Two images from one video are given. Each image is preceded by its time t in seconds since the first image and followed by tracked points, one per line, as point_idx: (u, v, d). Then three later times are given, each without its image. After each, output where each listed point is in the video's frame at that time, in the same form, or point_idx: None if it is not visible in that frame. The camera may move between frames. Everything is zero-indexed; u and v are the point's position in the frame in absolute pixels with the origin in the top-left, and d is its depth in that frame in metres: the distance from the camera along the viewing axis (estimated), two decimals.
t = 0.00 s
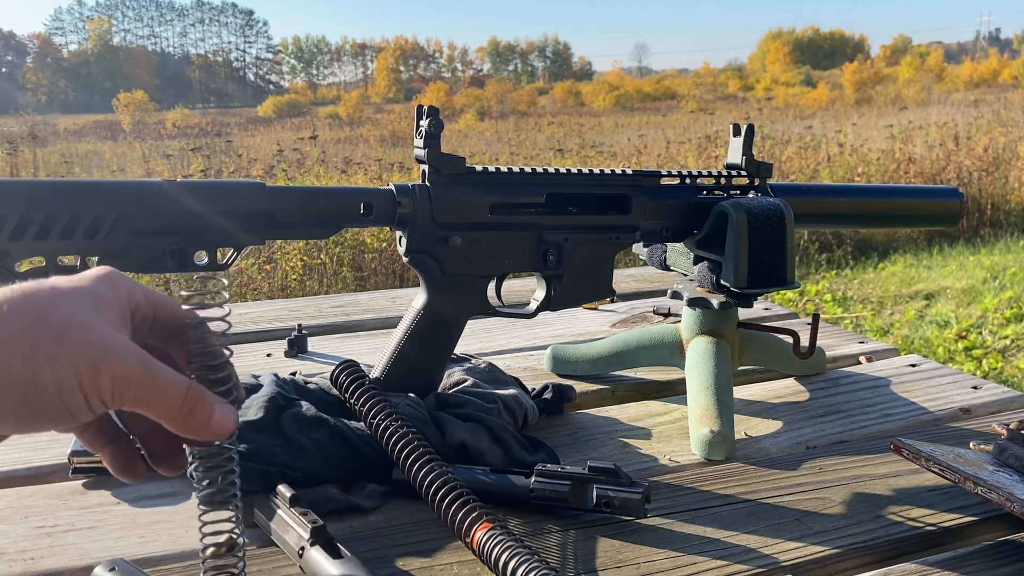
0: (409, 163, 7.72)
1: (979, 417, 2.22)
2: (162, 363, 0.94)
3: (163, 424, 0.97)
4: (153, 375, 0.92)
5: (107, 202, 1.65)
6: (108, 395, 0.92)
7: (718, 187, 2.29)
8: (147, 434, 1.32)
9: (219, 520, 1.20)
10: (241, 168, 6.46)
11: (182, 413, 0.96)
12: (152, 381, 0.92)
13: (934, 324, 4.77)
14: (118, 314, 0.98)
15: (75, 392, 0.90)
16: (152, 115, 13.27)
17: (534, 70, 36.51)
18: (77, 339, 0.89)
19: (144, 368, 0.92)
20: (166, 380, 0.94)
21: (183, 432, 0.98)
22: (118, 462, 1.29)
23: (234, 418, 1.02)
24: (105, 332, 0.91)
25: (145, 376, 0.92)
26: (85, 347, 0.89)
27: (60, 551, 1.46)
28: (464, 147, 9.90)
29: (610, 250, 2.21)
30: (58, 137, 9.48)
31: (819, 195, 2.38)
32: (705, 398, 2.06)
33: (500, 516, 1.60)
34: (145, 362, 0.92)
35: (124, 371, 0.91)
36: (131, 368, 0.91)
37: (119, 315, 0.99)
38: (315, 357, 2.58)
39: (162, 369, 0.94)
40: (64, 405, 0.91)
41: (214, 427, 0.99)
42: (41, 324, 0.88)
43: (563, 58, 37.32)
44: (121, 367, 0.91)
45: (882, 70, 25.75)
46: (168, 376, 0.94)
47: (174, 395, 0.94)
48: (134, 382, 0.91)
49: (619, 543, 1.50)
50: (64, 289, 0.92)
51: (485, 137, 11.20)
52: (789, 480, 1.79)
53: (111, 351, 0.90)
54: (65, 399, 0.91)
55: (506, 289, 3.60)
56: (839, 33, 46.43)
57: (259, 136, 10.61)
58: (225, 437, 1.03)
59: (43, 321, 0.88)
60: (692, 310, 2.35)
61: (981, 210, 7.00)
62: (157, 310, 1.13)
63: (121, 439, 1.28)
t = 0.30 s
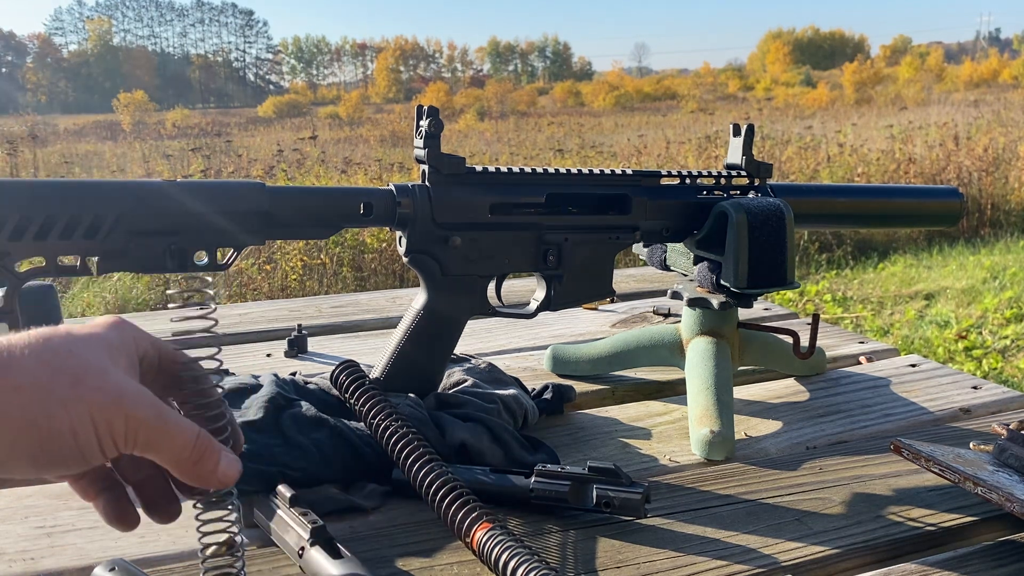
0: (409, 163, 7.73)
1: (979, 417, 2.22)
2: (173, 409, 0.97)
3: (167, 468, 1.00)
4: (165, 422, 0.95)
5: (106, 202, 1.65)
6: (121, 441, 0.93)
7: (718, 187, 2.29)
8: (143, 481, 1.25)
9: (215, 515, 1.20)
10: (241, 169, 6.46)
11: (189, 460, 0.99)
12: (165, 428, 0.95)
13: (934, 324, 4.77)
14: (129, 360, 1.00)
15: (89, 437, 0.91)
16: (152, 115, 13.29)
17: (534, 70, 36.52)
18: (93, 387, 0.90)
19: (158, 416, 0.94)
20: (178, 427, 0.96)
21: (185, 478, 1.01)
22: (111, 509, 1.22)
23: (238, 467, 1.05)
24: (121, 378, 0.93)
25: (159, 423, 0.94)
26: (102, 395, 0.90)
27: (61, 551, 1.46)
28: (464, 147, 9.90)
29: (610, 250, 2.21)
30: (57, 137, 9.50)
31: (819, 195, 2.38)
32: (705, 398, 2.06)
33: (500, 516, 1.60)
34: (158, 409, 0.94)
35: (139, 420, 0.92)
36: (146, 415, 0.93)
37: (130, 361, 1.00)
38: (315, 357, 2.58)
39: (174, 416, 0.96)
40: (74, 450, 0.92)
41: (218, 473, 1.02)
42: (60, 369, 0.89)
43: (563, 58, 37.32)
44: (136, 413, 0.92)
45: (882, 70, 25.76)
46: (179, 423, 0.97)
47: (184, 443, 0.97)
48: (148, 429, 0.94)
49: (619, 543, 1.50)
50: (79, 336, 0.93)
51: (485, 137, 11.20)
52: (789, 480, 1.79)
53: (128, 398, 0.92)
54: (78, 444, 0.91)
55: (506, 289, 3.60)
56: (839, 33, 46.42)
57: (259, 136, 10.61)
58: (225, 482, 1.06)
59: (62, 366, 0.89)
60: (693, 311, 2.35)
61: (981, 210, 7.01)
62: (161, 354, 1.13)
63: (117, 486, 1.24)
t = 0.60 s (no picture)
0: (409, 163, 7.73)
1: (979, 417, 2.22)
2: (180, 449, 0.98)
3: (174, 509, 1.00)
4: (171, 462, 0.96)
5: (106, 202, 1.65)
6: (128, 481, 0.94)
7: (718, 187, 2.29)
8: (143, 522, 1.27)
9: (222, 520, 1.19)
10: (241, 169, 6.46)
11: (195, 500, 0.99)
12: (171, 468, 0.96)
13: (935, 324, 4.77)
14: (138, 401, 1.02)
15: (98, 477, 0.92)
16: (152, 114, 13.30)
17: (534, 70, 36.52)
18: (103, 426, 0.92)
19: (164, 455, 0.96)
20: (184, 467, 0.97)
21: (192, 518, 1.01)
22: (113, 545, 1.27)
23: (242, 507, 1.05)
24: (129, 418, 0.94)
25: (165, 463, 0.95)
26: (111, 434, 0.92)
27: (61, 551, 1.46)
28: (464, 147, 9.90)
29: (609, 250, 2.21)
30: (57, 136, 9.51)
31: (819, 195, 2.38)
32: (705, 398, 2.06)
33: (500, 516, 1.60)
34: (165, 449, 0.96)
35: (145, 459, 0.94)
36: (152, 456, 0.94)
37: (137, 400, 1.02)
38: (315, 357, 2.58)
39: (181, 456, 0.97)
40: (83, 492, 0.93)
41: (223, 514, 1.02)
42: (71, 409, 0.91)
43: (563, 58, 37.27)
44: (143, 453, 0.94)
45: (882, 70, 25.75)
46: (186, 463, 0.98)
47: (190, 483, 0.98)
48: (155, 468, 0.95)
49: (619, 543, 1.50)
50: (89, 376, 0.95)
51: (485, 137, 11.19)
52: (789, 480, 1.79)
53: (136, 438, 0.94)
54: (87, 485, 0.92)
55: (507, 289, 3.60)
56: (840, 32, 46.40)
57: (259, 136, 10.61)
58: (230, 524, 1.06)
59: (73, 406, 0.91)
60: (692, 311, 2.35)
61: (981, 210, 7.01)
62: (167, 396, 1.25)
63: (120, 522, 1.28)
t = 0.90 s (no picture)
0: (409, 163, 7.73)
1: (979, 417, 2.22)
2: (185, 476, 1.04)
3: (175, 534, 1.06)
4: (179, 490, 1.02)
5: (106, 202, 1.65)
6: (137, 507, 0.99)
7: (718, 187, 2.29)
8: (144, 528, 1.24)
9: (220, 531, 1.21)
10: (241, 169, 6.46)
11: (198, 526, 1.05)
12: (178, 494, 1.02)
13: (934, 324, 4.77)
14: (144, 426, 1.06)
15: (110, 505, 0.97)
16: (151, 114, 13.30)
17: (534, 70, 36.52)
18: (116, 457, 0.97)
19: (172, 483, 1.01)
20: (189, 494, 1.03)
21: (191, 541, 1.07)
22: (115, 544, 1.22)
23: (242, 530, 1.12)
24: (139, 446, 0.99)
25: (173, 491, 1.01)
26: (124, 463, 0.97)
27: (61, 551, 1.46)
28: (464, 147, 9.89)
29: (609, 250, 2.21)
30: (57, 136, 9.52)
31: (819, 195, 2.38)
32: (705, 398, 2.06)
33: (500, 516, 1.60)
34: (173, 477, 1.01)
35: (155, 488, 0.99)
36: (161, 484, 1.00)
37: (143, 424, 1.07)
38: (315, 357, 2.58)
39: (187, 484, 1.03)
40: (93, 520, 0.97)
41: (223, 538, 1.08)
42: (87, 438, 0.95)
43: (563, 58, 37.26)
44: (153, 482, 0.99)
45: (882, 70, 25.76)
46: (191, 490, 1.04)
47: (194, 509, 1.03)
48: (163, 496, 1.00)
49: (619, 543, 1.50)
50: (102, 402, 1.00)
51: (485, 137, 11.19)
52: (789, 480, 1.79)
53: (147, 467, 0.99)
54: (98, 513, 0.97)
55: (507, 289, 3.60)
56: (840, 32, 46.38)
57: (259, 136, 10.61)
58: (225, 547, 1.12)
59: (89, 435, 0.96)
60: (693, 310, 2.35)
61: (981, 210, 7.01)
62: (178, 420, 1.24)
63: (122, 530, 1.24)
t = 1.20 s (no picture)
0: (409, 163, 7.73)
1: (979, 417, 2.22)
2: (185, 484, 1.04)
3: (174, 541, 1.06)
4: (177, 497, 1.01)
5: (106, 202, 1.65)
6: (136, 513, 0.99)
7: (718, 187, 2.29)
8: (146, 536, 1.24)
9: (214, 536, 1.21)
10: (241, 169, 6.46)
11: (196, 533, 1.05)
12: (177, 501, 1.01)
13: (934, 324, 4.77)
14: (146, 431, 1.07)
15: (109, 510, 0.97)
16: (151, 114, 13.31)
17: (534, 70, 36.52)
18: (116, 461, 0.97)
19: (172, 490, 1.01)
20: (189, 501, 1.03)
21: (190, 549, 1.07)
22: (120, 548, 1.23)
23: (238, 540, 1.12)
24: (139, 451, 1.00)
25: (172, 498, 1.01)
26: (123, 468, 0.97)
27: (61, 551, 1.46)
28: (464, 147, 9.90)
29: (609, 250, 2.21)
30: (57, 136, 9.53)
31: (819, 195, 2.38)
32: (705, 398, 2.06)
33: (500, 516, 1.60)
34: (172, 483, 1.01)
35: (154, 494, 0.99)
36: (161, 490, 1.00)
37: (145, 431, 1.07)
38: (315, 357, 2.58)
39: (187, 492, 1.03)
40: (92, 525, 0.97)
41: (220, 547, 1.09)
42: (88, 443, 0.96)
43: (563, 58, 37.25)
44: (153, 489, 0.99)
45: (882, 70, 25.77)
46: (191, 498, 1.03)
47: (193, 516, 1.03)
48: (162, 502, 1.00)
49: (619, 543, 1.50)
50: (104, 407, 1.00)
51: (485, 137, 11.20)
52: (789, 480, 1.79)
53: (147, 473, 0.99)
54: (98, 519, 0.97)
55: (507, 289, 3.60)
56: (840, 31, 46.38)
57: (259, 136, 10.61)
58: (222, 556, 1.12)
59: (90, 440, 0.96)
60: (693, 311, 2.35)
61: (981, 210, 7.01)
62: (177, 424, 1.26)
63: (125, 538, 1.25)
